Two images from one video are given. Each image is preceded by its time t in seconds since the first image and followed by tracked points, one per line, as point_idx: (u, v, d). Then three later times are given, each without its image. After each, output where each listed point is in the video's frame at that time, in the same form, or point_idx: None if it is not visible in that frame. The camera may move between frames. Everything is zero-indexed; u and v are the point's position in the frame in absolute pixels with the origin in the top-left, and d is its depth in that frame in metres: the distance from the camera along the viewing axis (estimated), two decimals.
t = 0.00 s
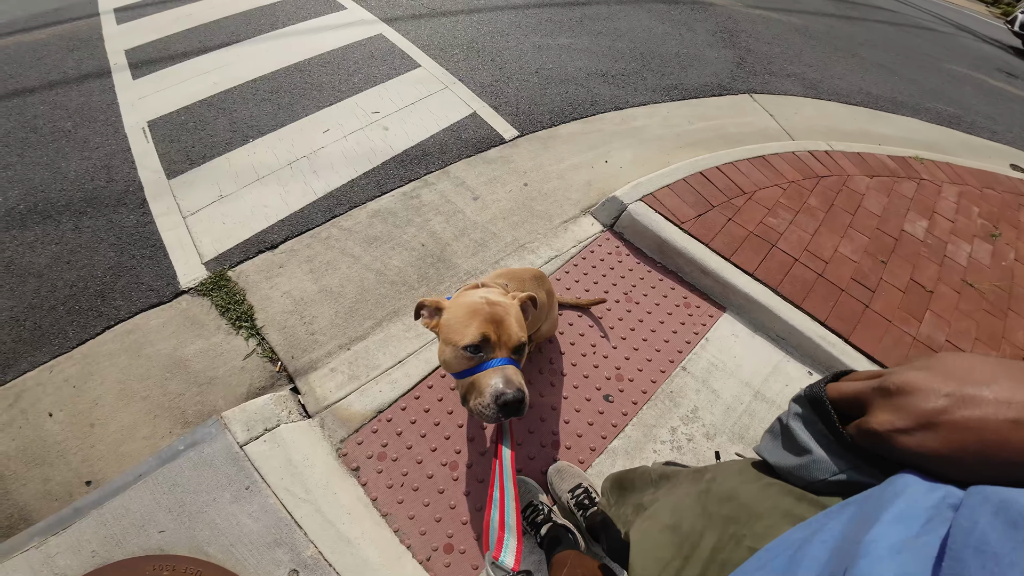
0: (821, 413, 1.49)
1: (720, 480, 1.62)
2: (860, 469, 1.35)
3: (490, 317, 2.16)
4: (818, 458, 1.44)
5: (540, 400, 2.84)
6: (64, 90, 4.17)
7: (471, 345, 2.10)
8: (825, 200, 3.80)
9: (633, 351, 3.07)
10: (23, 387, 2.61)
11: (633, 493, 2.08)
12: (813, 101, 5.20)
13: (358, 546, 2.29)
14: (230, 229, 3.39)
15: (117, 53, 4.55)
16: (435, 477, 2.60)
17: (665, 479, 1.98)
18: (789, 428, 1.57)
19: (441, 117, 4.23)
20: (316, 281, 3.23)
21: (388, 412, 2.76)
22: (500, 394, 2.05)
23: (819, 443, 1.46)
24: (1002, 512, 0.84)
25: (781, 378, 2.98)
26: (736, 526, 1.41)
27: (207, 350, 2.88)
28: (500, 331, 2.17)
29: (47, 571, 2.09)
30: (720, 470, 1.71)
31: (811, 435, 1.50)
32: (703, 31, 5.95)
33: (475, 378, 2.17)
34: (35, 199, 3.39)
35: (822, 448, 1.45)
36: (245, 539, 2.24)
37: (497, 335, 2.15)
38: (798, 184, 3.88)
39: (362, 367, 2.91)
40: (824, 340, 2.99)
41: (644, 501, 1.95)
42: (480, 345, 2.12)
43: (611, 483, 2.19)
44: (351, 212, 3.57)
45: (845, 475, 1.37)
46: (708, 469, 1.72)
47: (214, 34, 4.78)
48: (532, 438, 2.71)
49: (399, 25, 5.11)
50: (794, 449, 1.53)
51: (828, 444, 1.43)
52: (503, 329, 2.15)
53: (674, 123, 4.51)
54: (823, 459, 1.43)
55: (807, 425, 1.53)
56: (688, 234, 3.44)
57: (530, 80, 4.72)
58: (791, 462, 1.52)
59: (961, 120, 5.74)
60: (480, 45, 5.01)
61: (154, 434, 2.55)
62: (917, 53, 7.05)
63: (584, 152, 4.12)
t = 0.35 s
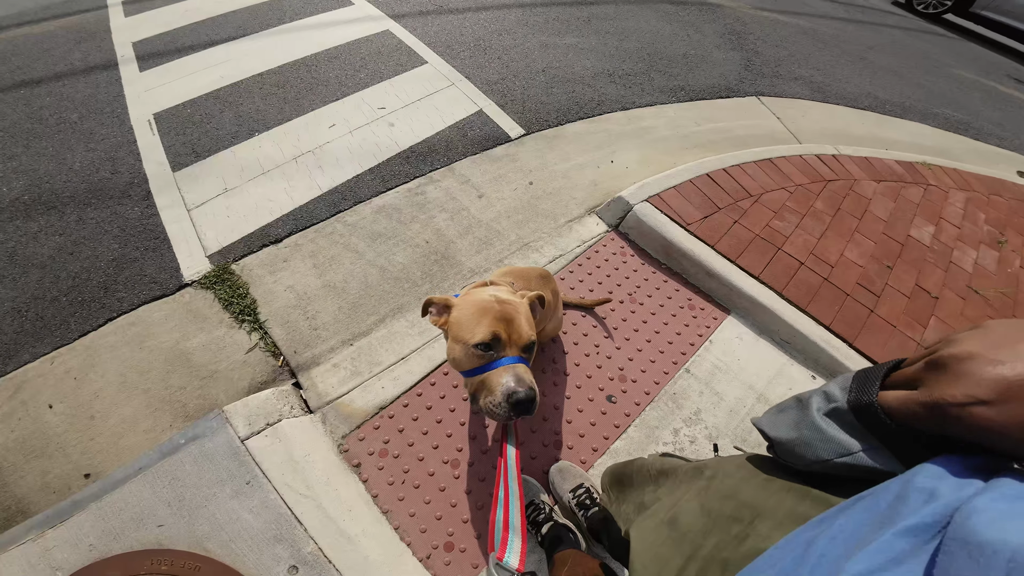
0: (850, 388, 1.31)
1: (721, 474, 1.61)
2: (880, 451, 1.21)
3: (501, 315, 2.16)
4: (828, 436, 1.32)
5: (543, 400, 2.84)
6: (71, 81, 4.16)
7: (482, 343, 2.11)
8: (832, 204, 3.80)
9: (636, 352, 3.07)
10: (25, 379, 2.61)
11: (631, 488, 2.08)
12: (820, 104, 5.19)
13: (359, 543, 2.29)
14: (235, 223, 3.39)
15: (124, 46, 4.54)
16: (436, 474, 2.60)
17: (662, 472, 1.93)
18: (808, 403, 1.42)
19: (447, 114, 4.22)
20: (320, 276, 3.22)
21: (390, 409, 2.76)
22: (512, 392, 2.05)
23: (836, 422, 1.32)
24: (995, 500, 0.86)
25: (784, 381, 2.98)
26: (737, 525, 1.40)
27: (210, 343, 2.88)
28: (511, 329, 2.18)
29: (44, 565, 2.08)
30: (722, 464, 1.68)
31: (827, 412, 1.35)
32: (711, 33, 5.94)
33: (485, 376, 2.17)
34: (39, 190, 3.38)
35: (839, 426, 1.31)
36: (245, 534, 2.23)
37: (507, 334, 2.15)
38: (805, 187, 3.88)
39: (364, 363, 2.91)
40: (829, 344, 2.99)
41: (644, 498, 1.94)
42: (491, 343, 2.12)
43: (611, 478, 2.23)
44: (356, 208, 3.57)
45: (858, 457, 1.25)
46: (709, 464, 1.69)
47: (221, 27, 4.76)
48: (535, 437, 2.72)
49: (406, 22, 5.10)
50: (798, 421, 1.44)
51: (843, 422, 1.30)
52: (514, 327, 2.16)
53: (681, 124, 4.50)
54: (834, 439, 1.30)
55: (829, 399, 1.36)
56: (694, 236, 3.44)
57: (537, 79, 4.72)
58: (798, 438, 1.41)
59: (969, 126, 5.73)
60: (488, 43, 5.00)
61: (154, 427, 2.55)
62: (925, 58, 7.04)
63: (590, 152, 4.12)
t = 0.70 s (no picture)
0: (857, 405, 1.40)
1: (731, 476, 1.61)
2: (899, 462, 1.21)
3: (506, 307, 2.17)
4: (845, 451, 1.32)
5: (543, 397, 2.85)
6: (70, 68, 4.08)
7: (486, 333, 2.12)
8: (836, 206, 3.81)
9: (637, 351, 3.07)
10: (22, 368, 2.59)
11: (638, 487, 2.07)
12: (827, 106, 5.19)
13: (357, 537, 2.29)
14: (235, 213, 3.35)
15: (124, 33, 4.45)
16: (435, 469, 2.60)
17: (670, 473, 1.91)
18: (821, 422, 1.48)
19: (451, 107, 4.18)
20: (320, 269, 3.20)
21: (390, 403, 2.76)
22: (511, 382, 2.04)
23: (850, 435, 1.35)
24: (1010, 481, 0.83)
25: (783, 382, 3.00)
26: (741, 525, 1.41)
27: (209, 334, 2.86)
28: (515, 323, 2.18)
29: (41, 557, 2.07)
30: (732, 469, 1.66)
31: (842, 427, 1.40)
32: (718, 31, 5.90)
33: (486, 367, 2.17)
34: (36, 177, 3.33)
35: (854, 440, 1.33)
36: (243, 527, 2.23)
37: (510, 326, 2.15)
38: (809, 189, 3.88)
39: (364, 357, 2.90)
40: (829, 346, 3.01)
41: (651, 498, 1.92)
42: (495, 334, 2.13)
43: (616, 478, 2.20)
44: (357, 200, 3.54)
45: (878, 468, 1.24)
46: (719, 467, 1.70)
47: (223, 15, 4.68)
48: (534, 434, 2.73)
49: (411, 12, 5.03)
50: (814, 440, 1.44)
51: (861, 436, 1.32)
52: (518, 320, 2.16)
53: (686, 122, 4.49)
54: (853, 452, 1.31)
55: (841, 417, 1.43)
56: (697, 235, 3.44)
57: (542, 73, 4.68)
58: (813, 456, 1.42)
59: (973, 131, 5.74)
60: (494, 36, 4.95)
61: (153, 418, 2.54)
62: (932, 60, 7.03)
63: (595, 149, 4.10)
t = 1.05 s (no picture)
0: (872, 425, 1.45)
1: (718, 482, 1.57)
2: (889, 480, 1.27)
3: (507, 293, 2.15)
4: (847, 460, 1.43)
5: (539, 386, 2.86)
6: (61, 52, 3.97)
7: (489, 321, 2.09)
8: (837, 199, 3.79)
9: (633, 341, 3.06)
10: (14, 355, 2.56)
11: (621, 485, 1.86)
12: (833, 98, 5.13)
13: (353, 525, 2.30)
14: (229, 199, 3.30)
15: (116, 17, 4.33)
16: (430, 457, 2.60)
17: (658, 474, 1.77)
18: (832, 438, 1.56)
19: (450, 93, 4.11)
20: (316, 255, 3.16)
21: (386, 391, 2.75)
22: (522, 366, 2.02)
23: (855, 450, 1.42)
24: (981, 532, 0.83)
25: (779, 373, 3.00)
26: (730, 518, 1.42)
27: (203, 321, 2.83)
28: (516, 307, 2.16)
29: (36, 544, 2.07)
30: (722, 473, 1.63)
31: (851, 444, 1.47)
32: (724, 20, 5.80)
33: (492, 356, 2.14)
34: (26, 161, 3.26)
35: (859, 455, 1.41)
36: (239, 514, 2.23)
37: (513, 311, 2.13)
38: (811, 181, 3.86)
39: (360, 344, 2.88)
40: (825, 339, 3.01)
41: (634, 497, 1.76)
42: (498, 321, 2.11)
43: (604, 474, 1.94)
44: (353, 186, 3.49)
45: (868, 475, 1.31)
46: (706, 472, 1.66)
47: None
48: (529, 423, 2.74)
49: None
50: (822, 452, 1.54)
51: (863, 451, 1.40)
52: (520, 304, 2.14)
53: (688, 111, 4.43)
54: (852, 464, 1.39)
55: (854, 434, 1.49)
56: (696, 226, 3.42)
57: (544, 59, 4.59)
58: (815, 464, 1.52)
59: (978, 126, 5.70)
60: (494, 21, 4.84)
61: (146, 405, 2.52)
62: (939, 53, 6.96)
63: (595, 137, 4.04)
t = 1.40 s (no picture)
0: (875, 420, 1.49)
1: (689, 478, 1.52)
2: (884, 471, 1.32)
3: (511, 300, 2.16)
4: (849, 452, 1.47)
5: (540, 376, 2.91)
6: (53, 43, 3.91)
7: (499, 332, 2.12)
8: (837, 188, 3.79)
9: (632, 330, 3.09)
10: (19, 348, 2.58)
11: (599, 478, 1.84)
12: (835, 88, 5.09)
13: (358, 511, 2.35)
14: (228, 191, 3.29)
15: (108, 7, 4.26)
16: (434, 445, 2.65)
17: (633, 469, 1.73)
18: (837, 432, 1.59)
19: (449, 82, 4.06)
20: (316, 247, 3.17)
21: (389, 379, 2.79)
22: (540, 374, 2.04)
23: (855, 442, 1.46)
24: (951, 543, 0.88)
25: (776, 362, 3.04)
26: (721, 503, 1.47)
27: (206, 313, 2.85)
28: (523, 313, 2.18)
29: (48, 534, 2.11)
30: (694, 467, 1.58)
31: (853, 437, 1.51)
32: (726, 8, 5.72)
33: (509, 365, 2.18)
34: (23, 154, 3.24)
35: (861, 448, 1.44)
36: (246, 501, 2.28)
37: (521, 319, 2.15)
38: (812, 170, 3.85)
39: (362, 334, 2.91)
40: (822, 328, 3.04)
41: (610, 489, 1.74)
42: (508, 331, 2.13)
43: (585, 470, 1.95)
44: (353, 176, 3.48)
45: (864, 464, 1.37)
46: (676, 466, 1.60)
47: None
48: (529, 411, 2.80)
49: None
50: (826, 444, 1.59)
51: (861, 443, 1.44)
52: (526, 310, 2.16)
53: (690, 100, 4.39)
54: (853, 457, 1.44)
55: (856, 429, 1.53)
56: (696, 215, 3.42)
57: (544, 47, 4.54)
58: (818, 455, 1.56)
59: (981, 116, 5.67)
60: (494, 9, 4.77)
61: (152, 397, 2.55)
62: (943, 42, 6.88)
63: (596, 126, 4.02)
